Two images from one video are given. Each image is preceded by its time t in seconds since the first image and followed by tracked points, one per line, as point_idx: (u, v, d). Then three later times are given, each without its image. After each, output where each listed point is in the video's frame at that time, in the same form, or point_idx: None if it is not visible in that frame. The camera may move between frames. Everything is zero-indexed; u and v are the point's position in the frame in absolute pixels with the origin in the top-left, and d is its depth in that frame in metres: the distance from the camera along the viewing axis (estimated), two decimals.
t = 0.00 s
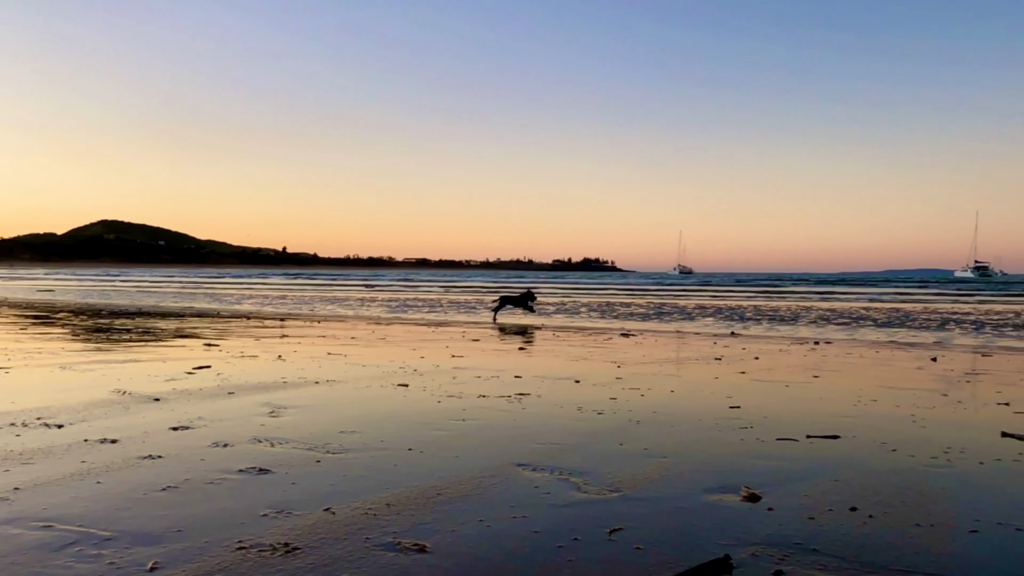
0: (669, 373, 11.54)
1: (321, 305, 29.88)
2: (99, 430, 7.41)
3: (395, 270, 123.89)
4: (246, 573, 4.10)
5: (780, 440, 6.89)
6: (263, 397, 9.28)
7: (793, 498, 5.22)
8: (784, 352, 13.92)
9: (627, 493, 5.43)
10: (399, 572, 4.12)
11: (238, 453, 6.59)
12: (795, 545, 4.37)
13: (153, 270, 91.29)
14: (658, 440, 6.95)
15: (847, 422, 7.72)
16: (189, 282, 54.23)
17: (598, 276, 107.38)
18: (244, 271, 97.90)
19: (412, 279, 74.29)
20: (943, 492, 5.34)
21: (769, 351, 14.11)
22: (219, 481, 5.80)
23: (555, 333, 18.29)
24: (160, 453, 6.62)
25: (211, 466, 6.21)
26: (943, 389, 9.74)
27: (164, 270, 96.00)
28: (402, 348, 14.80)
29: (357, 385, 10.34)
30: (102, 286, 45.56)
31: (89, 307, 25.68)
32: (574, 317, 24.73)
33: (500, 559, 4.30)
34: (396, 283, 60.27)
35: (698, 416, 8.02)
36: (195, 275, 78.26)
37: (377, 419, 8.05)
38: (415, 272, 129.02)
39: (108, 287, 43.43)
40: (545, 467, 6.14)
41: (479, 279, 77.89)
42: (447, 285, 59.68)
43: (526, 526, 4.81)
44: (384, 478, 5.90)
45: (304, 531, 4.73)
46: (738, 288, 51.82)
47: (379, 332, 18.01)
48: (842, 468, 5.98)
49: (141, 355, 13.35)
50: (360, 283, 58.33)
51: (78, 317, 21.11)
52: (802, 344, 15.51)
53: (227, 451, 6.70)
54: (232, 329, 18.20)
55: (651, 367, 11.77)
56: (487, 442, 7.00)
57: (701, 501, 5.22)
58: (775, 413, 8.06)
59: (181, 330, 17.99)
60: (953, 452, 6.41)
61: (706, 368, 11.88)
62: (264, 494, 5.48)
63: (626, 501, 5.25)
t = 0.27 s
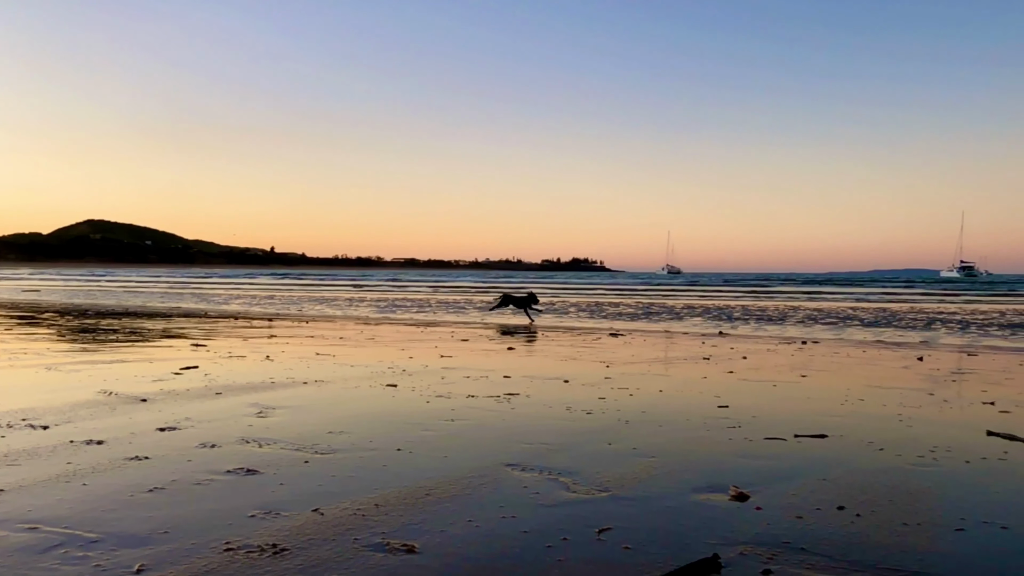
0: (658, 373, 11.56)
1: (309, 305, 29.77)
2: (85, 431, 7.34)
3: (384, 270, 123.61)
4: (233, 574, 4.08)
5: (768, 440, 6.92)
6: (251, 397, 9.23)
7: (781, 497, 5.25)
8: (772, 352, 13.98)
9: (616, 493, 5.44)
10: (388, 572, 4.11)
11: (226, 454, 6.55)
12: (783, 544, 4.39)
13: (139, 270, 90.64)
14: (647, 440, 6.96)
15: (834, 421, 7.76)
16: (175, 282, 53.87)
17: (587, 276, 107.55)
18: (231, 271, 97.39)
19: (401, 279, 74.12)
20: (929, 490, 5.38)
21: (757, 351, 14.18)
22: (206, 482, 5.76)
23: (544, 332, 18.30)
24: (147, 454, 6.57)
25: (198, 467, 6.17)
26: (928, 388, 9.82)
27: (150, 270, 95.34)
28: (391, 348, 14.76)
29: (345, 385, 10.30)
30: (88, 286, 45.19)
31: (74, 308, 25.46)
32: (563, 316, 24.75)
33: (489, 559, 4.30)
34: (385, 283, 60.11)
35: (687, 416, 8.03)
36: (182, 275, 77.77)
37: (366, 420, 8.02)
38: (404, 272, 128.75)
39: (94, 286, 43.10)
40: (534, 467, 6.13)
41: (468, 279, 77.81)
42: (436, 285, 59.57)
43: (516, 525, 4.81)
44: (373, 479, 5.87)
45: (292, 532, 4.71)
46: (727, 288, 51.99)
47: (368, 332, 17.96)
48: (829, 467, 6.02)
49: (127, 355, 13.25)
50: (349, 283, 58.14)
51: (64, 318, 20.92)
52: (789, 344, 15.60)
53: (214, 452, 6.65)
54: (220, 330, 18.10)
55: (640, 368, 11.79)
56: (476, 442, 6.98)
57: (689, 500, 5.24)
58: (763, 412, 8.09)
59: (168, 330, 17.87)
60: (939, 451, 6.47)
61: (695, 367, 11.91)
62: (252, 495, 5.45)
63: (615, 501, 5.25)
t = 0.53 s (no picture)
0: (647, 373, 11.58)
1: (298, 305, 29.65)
2: (70, 433, 7.28)
3: (373, 270, 123.28)
4: None
5: (757, 439, 6.93)
6: (239, 398, 9.17)
7: (769, 496, 5.27)
8: (760, 352, 14.02)
9: (605, 493, 5.44)
10: (377, 573, 4.09)
11: (214, 455, 6.51)
12: (772, 543, 4.40)
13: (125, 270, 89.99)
14: (636, 440, 6.96)
15: (822, 421, 7.78)
16: (163, 283, 53.55)
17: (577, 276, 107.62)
18: (219, 271, 96.87)
19: (390, 279, 73.96)
20: (916, 489, 5.41)
21: (745, 351, 14.25)
22: (193, 483, 5.72)
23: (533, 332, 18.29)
24: (133, 455, 6.51)
25: (185, 468, 6.13)
26: (915, 388, 9.87)
27: (137, 270, 94.69)
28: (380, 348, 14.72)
29: (334, 386, 10.25)
30: (74, 286, 44.86)
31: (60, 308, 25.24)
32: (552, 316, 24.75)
33: (478, 559, 4.28)
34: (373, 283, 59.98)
35: (676, 416, 8.04)
36: (169, 275, 77.29)
37: (354, 420, 7.99)
38: (392, 272, 128.47)
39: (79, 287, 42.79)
40: (523, 467, 6.12)
41: (457, 279, 77.73)
42: (426, 285, 59.46)
43: (506, 526, 4.80)
44: (362, 480, 5.85)
45: (280, 533, 4.68)
46: (715, 288, 52.17)
47: (356, 332, 17.90)
48: (818, 466, 6.04)
49: (113, 356, 13.15)
50: (337, 283, 57.95)
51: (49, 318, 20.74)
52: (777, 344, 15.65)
53: (201, 453, 6.60)
54: (208, 330, 17.99)
55: (629, 368, 11.80)
56: (465, 443, 6.97)
57: (678, 500, 5.25)
58: (752, 412, 8.11)
59: (155, 330, 17.75)
60: (927, 450, 6.51)
61: (684, 367, 11.94)
62: (239, 496, 5.41)
63: (604, 500, 5.26)
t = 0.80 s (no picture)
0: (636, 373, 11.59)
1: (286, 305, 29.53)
2: (55, 434, 7.21)
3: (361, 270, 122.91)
4: None
5: (745, 438, 6.96)
6: (226, 399, 9.11)
7: (757, 495, 5.28)
8: (748, 352, 14.07)
9: (593, 492, 5.45)
10: (365, 574, 4.07)
11: (201, 457, 6.46)
12: (760, 542, 4.41)
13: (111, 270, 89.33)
14: (625, 440, 6.97)
15: (810, 420, 7.81)
16: (150, 283, 53.23)
17: (566, 276, 107.69)
18: (206, 271, 96.35)
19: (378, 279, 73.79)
20: (902, 488, 5.43)
21: (733, 350, 14.30)
22: (180, 485, 5.67)
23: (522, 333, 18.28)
24: (119, 456, 6.46)
25: (172, 469, 6.08)
26: (902, 387, 9.92)
27: (123, 270, 94.01)
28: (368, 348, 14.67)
29: (322, 386, 10.21)
30: (59, 287, 44.50)
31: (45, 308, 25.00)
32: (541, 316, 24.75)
33: (467, 560, 4.27)
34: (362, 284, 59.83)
35: (665, 416, 8.05)
36: (155, 275, 76.80)
37: (342, 421, 7.95)
38: (381, 272, 128.16)
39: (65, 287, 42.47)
40: (511, 467, 6.12)
41: (445, 279, 77.64)
42: (414, 285, 59.35)
43: (494, 526, 4.79)
44: (350, 480, 5.83)
45: (268, 535, 4.65)
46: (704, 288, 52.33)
47: (345, 332, 17.84)
48: (805, 465, 6.07)
49: (99, 356, 13.05)
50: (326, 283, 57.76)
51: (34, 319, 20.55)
52: (765, 344, 15.70)
53: (188, 454, 6.56)
54: (195, 330, 17.88)
55: (617, 368, 11.80)
56: (453, 443, 6.95)
57: (666, 500, 5.25)
58: (740, 412, 8.13)
59: (142, 330, 17.63)
60: (913, 449, 6.55)
61: (672, 367, 11.96)
62: (226, 497, 5.37)
63: (593, 500, 5.26)
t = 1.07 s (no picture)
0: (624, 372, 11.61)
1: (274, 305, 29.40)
2: (40, 435, 7.14)
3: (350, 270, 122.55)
4: None
5: (733, 438, 6.98)
6: (213, 400, 9.04)
7: (745, 495, 5.30)
8: (736, 351, 14.12)
9: (583, 492, 5.45)
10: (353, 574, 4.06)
11: (188, 457, 6.42)
12: (748, 541, 4.43)
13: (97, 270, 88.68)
14: (614, 439, 6.97)
15: (798, 420, 7.84)
16: (136, 283, 52.87)
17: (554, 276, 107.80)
18: (193, 271, 95.80)
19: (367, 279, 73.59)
20: (890, 487, 5.46)
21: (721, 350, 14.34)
22: (167, 486, 5.63)
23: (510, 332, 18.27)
24: (104, 458, 6.40)
25: (159, 470, 6.03)
26: (888, 387, 9.97)
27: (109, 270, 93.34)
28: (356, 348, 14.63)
29: (310, 386, 10.17)
30: (44, 287, 44.11)
31: (30, 309, 24.77)
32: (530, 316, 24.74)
33: (455, 561, 4.26)
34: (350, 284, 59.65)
35: (654, 415, 8.07)
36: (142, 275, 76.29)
37: (331, 421, 7.92)
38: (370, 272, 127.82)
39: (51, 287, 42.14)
40: (501, 467, 6.11)
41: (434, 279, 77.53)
42: (403, 285, 59.23)
43: (484, 526, 4.78)
44: (339, 481, 5.80)
45: (256, 536, 4.62)
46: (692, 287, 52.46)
47: (333, 333, 17.77)
48: (793, 465, 6.09)
49: (85, 357, 12.94)
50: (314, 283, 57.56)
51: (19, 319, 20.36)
52: (753, 343, 15.75)
53: (175, 455, 6.51)
54: (183, 331, 17.78)
55: (606, 368, 11.82)
56: (441, 443, 6.94)
57: (656, 499, 5.26)
58: (728, 411, 8.16)
59: (129, 331, 17.51)
60: (899, 448, 6.59)
61: (661, 366, 11.99)
62: (213, 498, 5.33)
63: (582, 500, 5.26)
